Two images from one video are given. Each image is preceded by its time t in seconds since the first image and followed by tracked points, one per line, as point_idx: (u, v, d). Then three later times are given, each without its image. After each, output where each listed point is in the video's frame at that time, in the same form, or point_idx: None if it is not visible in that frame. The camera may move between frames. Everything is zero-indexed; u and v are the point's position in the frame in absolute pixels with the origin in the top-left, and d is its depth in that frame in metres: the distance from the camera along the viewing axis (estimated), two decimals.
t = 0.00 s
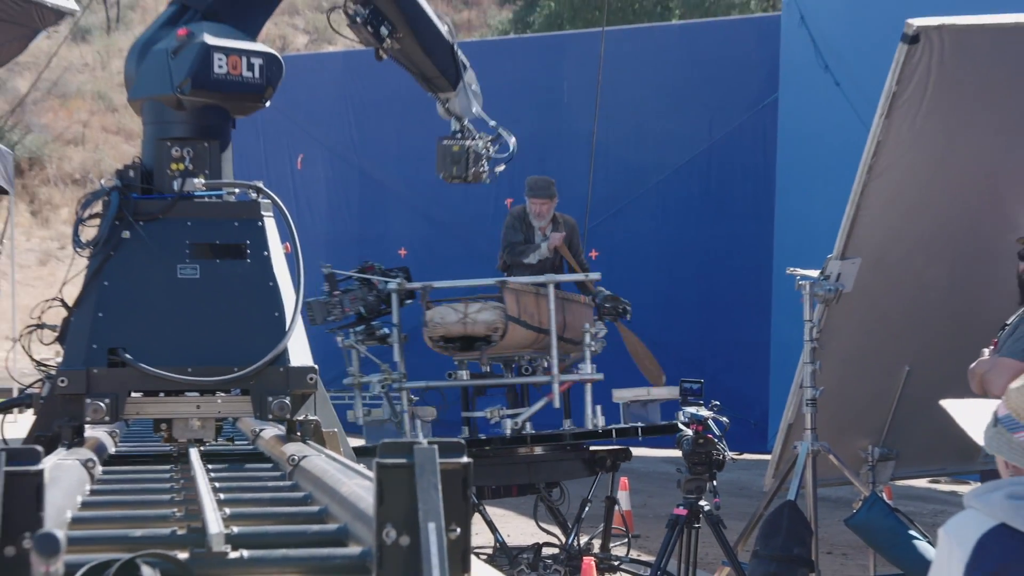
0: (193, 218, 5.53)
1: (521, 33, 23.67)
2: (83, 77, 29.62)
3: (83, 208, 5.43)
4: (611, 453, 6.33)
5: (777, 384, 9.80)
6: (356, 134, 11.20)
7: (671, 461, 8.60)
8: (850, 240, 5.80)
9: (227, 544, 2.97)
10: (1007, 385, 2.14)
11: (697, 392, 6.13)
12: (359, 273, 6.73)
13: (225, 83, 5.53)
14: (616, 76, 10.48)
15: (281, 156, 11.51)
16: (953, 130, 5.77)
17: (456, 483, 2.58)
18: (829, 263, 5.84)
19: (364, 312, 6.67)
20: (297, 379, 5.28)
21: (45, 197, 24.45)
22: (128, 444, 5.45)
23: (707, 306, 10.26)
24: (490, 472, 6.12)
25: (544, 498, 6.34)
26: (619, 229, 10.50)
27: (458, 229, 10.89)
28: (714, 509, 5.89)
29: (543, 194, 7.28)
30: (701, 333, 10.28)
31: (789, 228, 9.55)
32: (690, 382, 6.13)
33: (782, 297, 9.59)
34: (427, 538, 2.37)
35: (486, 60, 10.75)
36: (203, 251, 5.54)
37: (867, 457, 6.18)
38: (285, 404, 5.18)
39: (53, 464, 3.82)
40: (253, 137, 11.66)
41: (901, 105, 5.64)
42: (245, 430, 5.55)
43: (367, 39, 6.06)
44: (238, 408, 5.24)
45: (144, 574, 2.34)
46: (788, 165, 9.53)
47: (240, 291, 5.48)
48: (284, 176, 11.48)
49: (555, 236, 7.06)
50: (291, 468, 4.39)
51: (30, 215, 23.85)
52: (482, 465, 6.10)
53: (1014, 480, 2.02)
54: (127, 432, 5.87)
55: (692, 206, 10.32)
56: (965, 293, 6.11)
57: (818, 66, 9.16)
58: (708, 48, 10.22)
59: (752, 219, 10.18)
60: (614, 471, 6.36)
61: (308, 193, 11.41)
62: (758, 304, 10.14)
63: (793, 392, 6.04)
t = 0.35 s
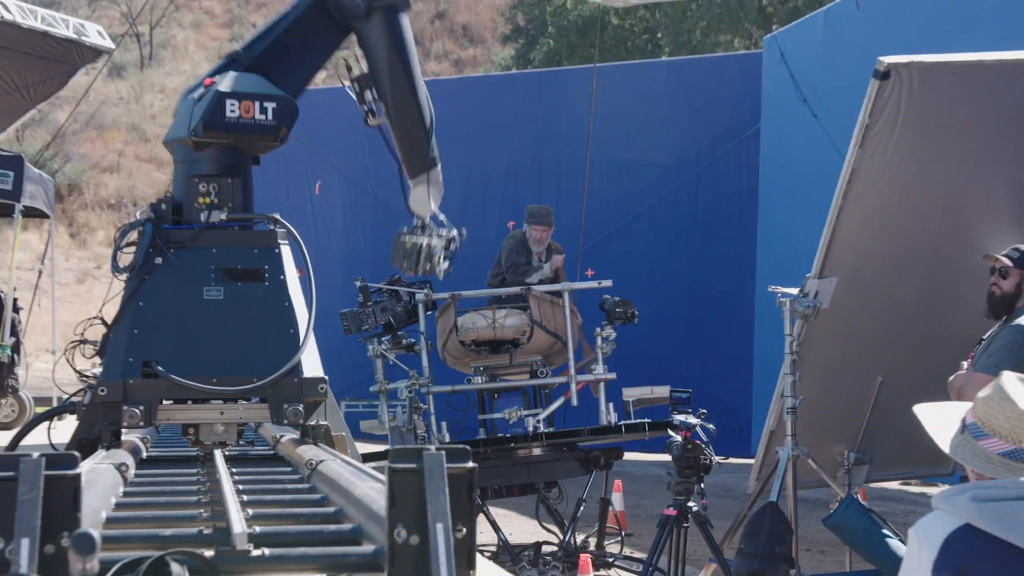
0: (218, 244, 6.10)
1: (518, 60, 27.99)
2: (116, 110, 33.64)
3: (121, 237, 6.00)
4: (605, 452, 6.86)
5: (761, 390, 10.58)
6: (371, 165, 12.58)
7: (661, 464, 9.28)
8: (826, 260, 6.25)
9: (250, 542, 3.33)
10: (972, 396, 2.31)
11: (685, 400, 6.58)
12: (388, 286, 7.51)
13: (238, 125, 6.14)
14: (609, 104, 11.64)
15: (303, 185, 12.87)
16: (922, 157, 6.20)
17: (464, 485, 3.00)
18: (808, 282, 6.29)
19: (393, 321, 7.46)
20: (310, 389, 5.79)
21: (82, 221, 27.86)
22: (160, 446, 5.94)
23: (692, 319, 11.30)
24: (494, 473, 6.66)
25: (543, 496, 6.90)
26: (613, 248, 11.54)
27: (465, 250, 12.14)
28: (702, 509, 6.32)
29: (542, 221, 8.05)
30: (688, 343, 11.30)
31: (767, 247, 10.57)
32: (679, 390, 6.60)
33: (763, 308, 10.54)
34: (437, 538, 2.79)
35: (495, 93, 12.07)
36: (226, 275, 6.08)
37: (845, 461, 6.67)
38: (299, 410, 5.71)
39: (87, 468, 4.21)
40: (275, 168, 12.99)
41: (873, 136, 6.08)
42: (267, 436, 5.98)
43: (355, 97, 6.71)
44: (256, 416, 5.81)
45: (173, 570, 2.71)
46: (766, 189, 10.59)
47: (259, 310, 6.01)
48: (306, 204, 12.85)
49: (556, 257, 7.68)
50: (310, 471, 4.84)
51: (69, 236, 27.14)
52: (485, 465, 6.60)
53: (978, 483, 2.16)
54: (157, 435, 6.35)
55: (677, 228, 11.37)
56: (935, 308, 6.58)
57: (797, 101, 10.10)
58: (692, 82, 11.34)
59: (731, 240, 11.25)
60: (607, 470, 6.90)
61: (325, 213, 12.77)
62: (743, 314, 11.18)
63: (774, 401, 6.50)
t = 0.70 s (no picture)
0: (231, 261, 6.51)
1: (519, 82, 28.77)
2: (138, 128, 34.47)
3: (142, 255, 6.47)
4: (603, 452, 7.20)
5: (752, 394, 10.93)
6: (378, 178, 12.99)
7: (655, 465, 9.63)
8: (812, 270, 6.53)
9: (263, 540, 3.50)
10: (955, 399, 2.64)
11: (676, 404, 6.88)
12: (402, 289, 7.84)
13: (235, 150, 6.55)
14: (603, 122, 11.97)
15: (312, 198, 13.30)
16: (902, 171, 6.48)
17: (467, 484, 3.31)
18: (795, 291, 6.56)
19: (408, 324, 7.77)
20: (316, 392, 6.12)
21: (105, 233, 28.53)
22: (178, 445, 6.25)
23: (686, 326, 11.63)
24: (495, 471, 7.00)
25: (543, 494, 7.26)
26: (610, 258, 11.93)
27: (467, 259, 12.53)
28: (694, 507, 6.55)
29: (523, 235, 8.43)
30: (682, 350, 11.61)
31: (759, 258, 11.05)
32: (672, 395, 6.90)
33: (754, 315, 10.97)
34: (440, 534, 3.03)
35: (494, 114, 12.44)
36: (239, 289, 6.48)
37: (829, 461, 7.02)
38: (305, 411, 6.02)
39: (110, 469, 4.42)
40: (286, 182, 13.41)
41: (855, 153, 6.35)
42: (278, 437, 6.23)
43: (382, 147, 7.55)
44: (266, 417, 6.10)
45: (191, 564, 2.99)
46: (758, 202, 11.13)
47: (270, 320, 6.39)
48: (315, 217, 13.27)
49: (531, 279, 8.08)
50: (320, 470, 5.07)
51: (91, 248, 27.82)
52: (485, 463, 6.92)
53: (956, 484, 2.43)
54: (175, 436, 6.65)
55: (672, 239, 11.74)
56: (912, 314, 6.91)
57: (784, 118, 10.84)
58: (685, 102, 11.68)
59: (724, 251, 11.62)
60: (604, 468, 7.23)
61: (334, 226, 13.17)
62: (735, 322, 11.52)
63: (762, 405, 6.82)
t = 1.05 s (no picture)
0: (238, 265, 6.71)
1: (518, 90, 29.05)
2: (147, 134, 34.77)
3: (154, 259, 6.66)
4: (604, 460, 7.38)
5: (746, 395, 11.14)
6: (381, 183, 13.21)
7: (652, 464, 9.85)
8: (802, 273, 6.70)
9: (270, 533, 3.63)
10: (943, 397, 2.78)
11: (671, 404, 7.06)
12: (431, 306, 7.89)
13: (249, 162, 6.73)
14: (600, 127, 12.22)
15: (316, 202, 13.51)
16: (889, 177, 6.66)
17: (467, 481, 3.46)
18: (786, 292, 6.73)
19: (433, 342, 7.76)
20: (318, 390, 6.32)
21: (115, 237, 28.76)
22: (188, 441, 6.48)
23: (681, 329, 11.84)
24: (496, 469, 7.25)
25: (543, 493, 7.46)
26: (608, 261, 12.14)
27: (467, 262, 12.75)
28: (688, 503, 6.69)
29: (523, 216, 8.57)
30: (678, 352, 11.82)
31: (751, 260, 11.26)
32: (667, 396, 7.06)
33: (748, 317, 11.17)
34: (441, 527, 3.16)
35: (493, 119, 12.67)
36: (246, 292, 6.67)
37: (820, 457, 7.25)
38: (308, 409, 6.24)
39: (119, 465, 4.47)
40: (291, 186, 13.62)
41: (844, 159, 6.50)
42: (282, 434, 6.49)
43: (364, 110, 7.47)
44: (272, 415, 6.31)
45: (197, 556, 3.07)
46: (750, 206, 11.34)
47: (274, 321, 6.58)
48: (319, 220, 13.47)
49: (541, 257, 8.44)
50: (323, 465, 5.28)
51: (102, 250, 28.09)
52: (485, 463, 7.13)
53: (942, 480, 2.60)
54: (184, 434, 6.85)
55: (668, 242, 11.95)
56: (898, 313, 7.11)
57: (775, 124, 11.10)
58: (679, 108, 11.91)
59: (720, 254, 11.81)
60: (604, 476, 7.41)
61: (338, 230, 13.39)
62: (730, 325, 11.72)
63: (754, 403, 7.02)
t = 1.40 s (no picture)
0: (241, 266, 6.79)
1: (518, 91, 29.14)
2: (150, 135, 34.89)
3: (158, 260, 6.76)
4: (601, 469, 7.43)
5: (744, 395, 11.20)
6: (382, 184, 13.29)
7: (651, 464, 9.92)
8: (798, 273, 6.76)
9: (273, 531, 3.59)
10: (941, 397, 2.85)
11: (670, 403, 7.12)
12: (452, 296, 7.99)
13: (257, 164, 6.77)
14: (600, 129, 12.30)
15: (318, 203, 13.59)
16: (884, 179, 6.73)
17: (467, 479, 3.46)
18: (783, 292, 6.79)
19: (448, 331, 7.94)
20: (319, 390, 6.39)
21: (120, 237, 28.85)
22: (191, 439, 6.55)
23: (680, 330, 11.91)
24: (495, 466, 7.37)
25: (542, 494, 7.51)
26: (608, 262, 12.22)
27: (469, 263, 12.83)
28: (686, 501, 6.72)
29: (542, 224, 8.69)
30: (677, 352, 11.89)
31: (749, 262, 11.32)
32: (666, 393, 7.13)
33: (746, 318, 11.23)
34: (441, 525, 3.18)
35: (493, 122, 12.75)
36: (248, 293, 6.75)
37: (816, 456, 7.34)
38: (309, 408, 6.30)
39: (124, 463, 4.48)
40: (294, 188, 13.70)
41: (840, 160, 6.56)
42: (284, 433, 6.54)
43: (375, 121, 7.63)
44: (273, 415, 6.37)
45: (202, 555, 2.93)
46: (749, 208, 11.40)
47: (276, 321, 6.65)
48: (321, 222, 13.55)
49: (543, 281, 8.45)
50: (325, 464, 5.34)
51: (107, 250, 28.20)
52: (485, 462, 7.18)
53: (937, 478, 2.64)
54: (187, 433, 6.92)
55: (668, 244, 12.02)
56: (892, 313, 7.19)
57: (772, 127, 11.18)
58: (678, 111, 11.98)
59: (719, 256, 11.88)
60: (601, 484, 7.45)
61: (340, 232, 13.47)
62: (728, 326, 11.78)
63: (752, 402, 7.08)
